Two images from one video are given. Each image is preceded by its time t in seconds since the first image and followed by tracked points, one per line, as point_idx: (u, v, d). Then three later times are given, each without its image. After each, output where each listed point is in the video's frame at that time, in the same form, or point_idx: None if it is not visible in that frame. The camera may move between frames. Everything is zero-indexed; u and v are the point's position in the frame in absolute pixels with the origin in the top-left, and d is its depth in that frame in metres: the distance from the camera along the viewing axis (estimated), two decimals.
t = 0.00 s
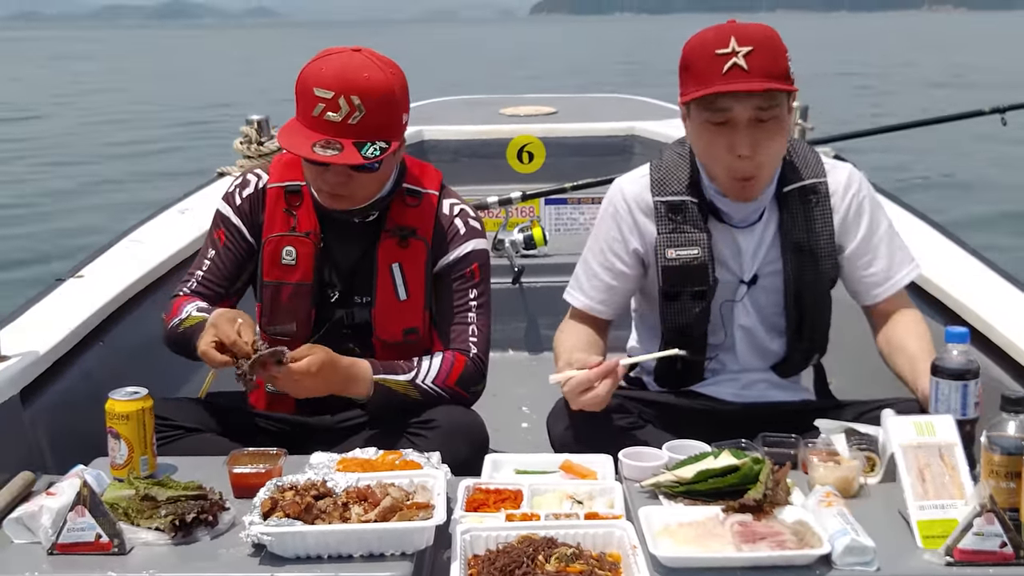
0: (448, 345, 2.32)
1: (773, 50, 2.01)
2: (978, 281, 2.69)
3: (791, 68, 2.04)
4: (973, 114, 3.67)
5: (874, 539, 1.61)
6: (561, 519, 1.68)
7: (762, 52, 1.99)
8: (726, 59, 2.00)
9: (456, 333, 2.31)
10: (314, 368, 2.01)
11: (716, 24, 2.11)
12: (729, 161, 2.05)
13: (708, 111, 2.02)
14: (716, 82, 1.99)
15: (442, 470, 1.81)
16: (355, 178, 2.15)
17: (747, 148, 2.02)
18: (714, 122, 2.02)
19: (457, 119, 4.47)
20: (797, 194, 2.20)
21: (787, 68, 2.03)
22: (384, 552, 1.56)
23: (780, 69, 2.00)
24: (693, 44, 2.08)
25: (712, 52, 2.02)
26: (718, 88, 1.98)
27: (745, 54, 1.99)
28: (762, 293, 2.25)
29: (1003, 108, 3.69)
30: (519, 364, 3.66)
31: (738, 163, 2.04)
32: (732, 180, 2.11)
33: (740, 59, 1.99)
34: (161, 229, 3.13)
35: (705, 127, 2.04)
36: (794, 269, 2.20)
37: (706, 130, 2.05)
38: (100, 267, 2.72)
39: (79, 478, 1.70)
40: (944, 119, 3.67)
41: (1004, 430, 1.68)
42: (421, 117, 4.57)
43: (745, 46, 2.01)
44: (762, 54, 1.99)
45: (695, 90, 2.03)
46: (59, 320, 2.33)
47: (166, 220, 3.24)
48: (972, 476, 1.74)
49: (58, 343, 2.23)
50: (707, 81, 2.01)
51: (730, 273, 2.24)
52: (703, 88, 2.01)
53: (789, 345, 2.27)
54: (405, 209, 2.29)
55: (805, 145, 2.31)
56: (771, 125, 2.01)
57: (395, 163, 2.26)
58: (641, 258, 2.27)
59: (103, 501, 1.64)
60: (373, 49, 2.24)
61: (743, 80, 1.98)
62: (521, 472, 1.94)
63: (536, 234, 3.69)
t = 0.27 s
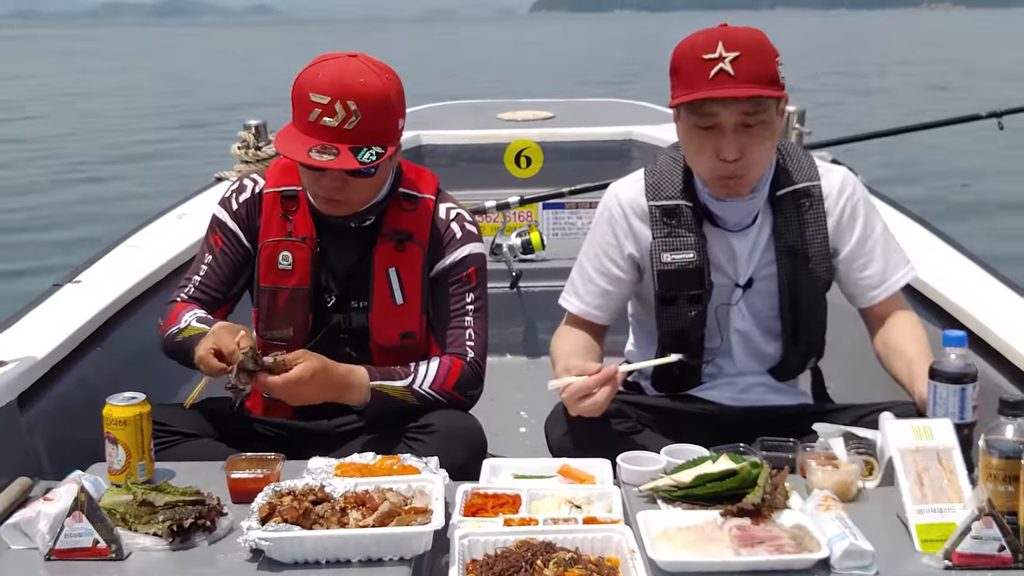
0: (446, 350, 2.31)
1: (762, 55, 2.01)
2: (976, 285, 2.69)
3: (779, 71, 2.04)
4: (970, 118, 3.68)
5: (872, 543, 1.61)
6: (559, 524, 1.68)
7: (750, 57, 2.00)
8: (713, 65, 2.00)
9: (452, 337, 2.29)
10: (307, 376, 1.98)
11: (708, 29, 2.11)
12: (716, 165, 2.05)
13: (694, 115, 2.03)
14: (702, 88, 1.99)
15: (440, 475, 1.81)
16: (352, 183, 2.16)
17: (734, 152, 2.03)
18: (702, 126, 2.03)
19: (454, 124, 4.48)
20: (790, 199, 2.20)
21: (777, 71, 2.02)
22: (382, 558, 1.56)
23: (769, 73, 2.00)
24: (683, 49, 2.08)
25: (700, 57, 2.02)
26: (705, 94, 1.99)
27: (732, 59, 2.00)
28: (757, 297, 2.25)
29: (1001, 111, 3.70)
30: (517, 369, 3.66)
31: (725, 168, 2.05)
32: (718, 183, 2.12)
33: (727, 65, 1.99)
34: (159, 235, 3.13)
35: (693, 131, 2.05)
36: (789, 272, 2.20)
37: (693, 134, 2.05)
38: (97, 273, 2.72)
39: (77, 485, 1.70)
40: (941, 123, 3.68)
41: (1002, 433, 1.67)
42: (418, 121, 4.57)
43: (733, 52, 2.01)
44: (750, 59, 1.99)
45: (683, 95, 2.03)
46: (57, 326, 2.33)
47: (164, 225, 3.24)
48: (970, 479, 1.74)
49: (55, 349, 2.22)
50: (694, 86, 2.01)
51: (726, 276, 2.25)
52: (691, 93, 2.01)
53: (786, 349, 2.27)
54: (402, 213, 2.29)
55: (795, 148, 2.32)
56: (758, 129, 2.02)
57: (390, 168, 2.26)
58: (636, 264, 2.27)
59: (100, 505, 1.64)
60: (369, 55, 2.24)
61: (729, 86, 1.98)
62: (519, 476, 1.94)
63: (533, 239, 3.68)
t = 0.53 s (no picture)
0: (465, 324, 2.35)
1: (759, 102, 1.99)
2: (977, 279, 2.70)
3: (782, 120, 2.02)
4: (972, 112, 3.67)
5: (873, 537, 1.61)
6: (560, 516, 1.68)
7: (745, 104, 1.99)
8: (707, 105, 2.02)
9: (475, 313, 2.33)
10: (370, 366, 2.02)
11: (723, 49, 2.08)
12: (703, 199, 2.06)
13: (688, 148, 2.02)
14: (694, 126, 2.03)
15: (441, 467, 1.81)
16: (366, 146, 2.17)
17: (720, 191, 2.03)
18: (693, 159, 2.03)
19: (456, 116, 4.47)
20: (802, 213, 2.18)
21: (776, 116, 2.00)
22: (382, 549, 1.56)
23: (763, 119, 1.99)
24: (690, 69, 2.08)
25: (699, 91, 2.03)
26: (695, 134, 2.01)
27: (726, 104, 2.00)
28: (759, 306, 2.26)
29: (1002, 105, 3.69)
30: (518, 362, 3.66)
31: (711, 204, 2.06)
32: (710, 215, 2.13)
33: (720, 108, 2.00)
34: (160, 225, 3.13)
35: (686, 160, 2.05)
36: (797, 285, 2.20)
37: (685, 162, 2.06)
38: (98, 264, 2.71)
39: (78, 474, 1.70)
40: (943, 117, 3.67)
41: (1002, 428, 1.67)
42: (420, 113, 4.56)
43: (730, 93, 2.00)
44: (744, 105, 1.99)
45: (680, 125, 2.06)
46: (57, 317, 2.33)
47: (165, 217, 3.23)
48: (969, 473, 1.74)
49: (56, 340, 2.22)
50: (688, 121, 2.04)
51: (729, 285, 2.25)
52: (683, 126, 2.05)
53: (789, 354, 2.27)
54: (413, 191, 2.33)
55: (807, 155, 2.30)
56: (747, 170, 2.02)
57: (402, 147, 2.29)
58: (637, 270, 2.30)
59: (102, 497, 1.64)
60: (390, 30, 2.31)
61: (718, 130, 2.00)
62: (519, 469, 1.95)
63: (535, 232, 3.64)
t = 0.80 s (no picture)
0: (465, 328, 2.37)
1: (765, 107, 1.99)
2: (975, 285, 2.70)
3: (787, 125, 2.02)
4: (970, 118, 3.68)
5: (869, 541, 1.61)
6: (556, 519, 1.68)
7: (751, 109, 1.99)
8: (713, 110, 2.02)
9: (474, 316, 2.35)
10: (371, 402, 2.03)
11: (729, 54, 2.08)
12: (708, 203, 2.06)
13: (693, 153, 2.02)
14: (700, 130, 2.03)
15: (438, 469, 1.81)
16: (360, 127, 2.19)
17: (723, 195, 2.03)
18: (698, 163, 2.03)
19: (454, 118, 4.47)
20: (802, 217, 2.19)
21: (782, 121, 2.01)
22: (379, 551, 1.56)
23: (769, 124, 1.99)
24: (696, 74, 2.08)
25: (705, 96, 2.04)
26: (700, 138, 2.01)
27: (732, 109, 2.00)
28: (758, 311, 2.26)
29: (1001, 111, 3.69)
30: (516, 364, 3.66)
31: (715, 208, 2.06)
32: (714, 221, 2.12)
33: (726, 113, 2.00)
34: (159, 226, 3.12)
35: (690, 164, 2.05)
36: (798, 291, 2.20)
37: (689, 166, 2.05)
38: (96, 264, 2.71)
39: (74, 475, 1.69)
40: (941, 123, 3.68)
41: (1000, 433, 1.65)
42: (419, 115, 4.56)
43: (736, 98, 2.01)
44: (750, 110, 1.99)
45: (684, 129, 2.06)
46: (55, 317, 2.33)
47: (164, 217, 3.23)
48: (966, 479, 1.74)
49: (54, 340, 2.22)
50: (694, 125, 2.04)
51: (729, 289, 2.25)
52: (689, 130, 2.05)
53: (788, 358, 2.27)
54: (415, 190, 2.34)
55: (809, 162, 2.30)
56: (752, 175, 2.02)
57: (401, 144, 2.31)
58: (637, 273, 2.30)
59: (99, 498, 1.64)
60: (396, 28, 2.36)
61: (723, 135, 2.00)
62: (516, 472, 1.95)
63: (533, 235, 3.67)
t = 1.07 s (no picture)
0: (463, 328, 2.37)
1: (767, 107, 2.00)
2: (973, 283, 2.71)
3: (788, 125, 2.02)
4: (969, 117, 3.68)
5: (869, 540, 1.61)
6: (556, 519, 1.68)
7: (753, 108, 1.99)
8: (714, 109, 2.02)
9: (471, 315, 2.35)
10: (372, 404, 2.03)
11: (730, 54, 2.08)
12: (710, 202, 2.06)
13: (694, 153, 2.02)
14: (701, 130, 2.03)
15: (437, 469, 1.81)
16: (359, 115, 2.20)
17: (724, 194, 2.03)
18: (700, 163, 2.03)
19: (453, 118, 4.47)
20: (801, 217, 2.19)
21: (784, 121, 2.01)
22: (379, 551, 1.56)
23: (771, 124, 2.00)
24: (698, 73, 2.08)
25: (707, 96, 2.04)
26: (702, 138, 2.01)
27: (734, 109, 2.00)
28: (757, 310, 2.26)
29: (1000, 109, 3.69)
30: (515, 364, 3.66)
31: (716, 208, 2.06)
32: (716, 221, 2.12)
33: (727, 113, 2.00)
34: (158, 227, 3.13)
35: (691, 164, 2.05)
36: (798, 291, 2.20)
37: (691, 166, 2.05)
38: (95, 265, 2.71)
39: (73, 475, 1.68)
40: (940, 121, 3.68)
41: (998, 431, 1.67)
42: (418, 116, 4.56)
43: (738, 97, 2.01)
44: (752, 110, 1.99)
45: (685, 128, 2.06)
46: (54, 318, 2.33)
47: (163, 218, 3.23)
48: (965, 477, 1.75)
49: (53, 341, 2.22)
50: (696, 125, 2.04)
51: (728, 288, 2.25)
52: (690, 130, 2.05)
53: (786, 357, 2.27)
54: (413, 187, 2.34)
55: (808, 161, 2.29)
56: (753, 174, 2.02)
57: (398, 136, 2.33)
58: (637, 272, 2.30)
59: (98, 499, 1.64)
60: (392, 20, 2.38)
61: (725, 135, 2.00)
62: (516, 472, 1.94)
63: (532, 234, 3.66)
